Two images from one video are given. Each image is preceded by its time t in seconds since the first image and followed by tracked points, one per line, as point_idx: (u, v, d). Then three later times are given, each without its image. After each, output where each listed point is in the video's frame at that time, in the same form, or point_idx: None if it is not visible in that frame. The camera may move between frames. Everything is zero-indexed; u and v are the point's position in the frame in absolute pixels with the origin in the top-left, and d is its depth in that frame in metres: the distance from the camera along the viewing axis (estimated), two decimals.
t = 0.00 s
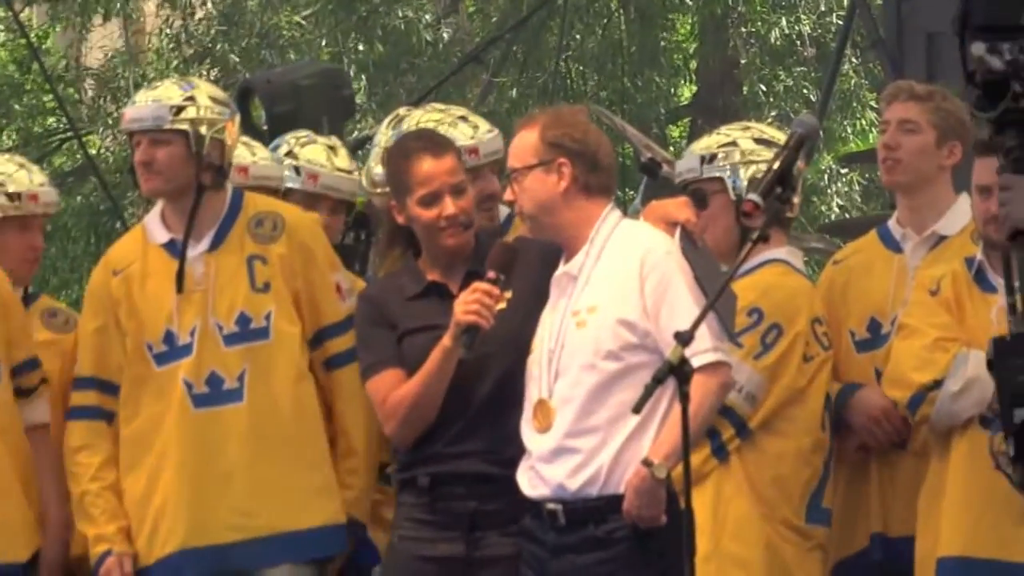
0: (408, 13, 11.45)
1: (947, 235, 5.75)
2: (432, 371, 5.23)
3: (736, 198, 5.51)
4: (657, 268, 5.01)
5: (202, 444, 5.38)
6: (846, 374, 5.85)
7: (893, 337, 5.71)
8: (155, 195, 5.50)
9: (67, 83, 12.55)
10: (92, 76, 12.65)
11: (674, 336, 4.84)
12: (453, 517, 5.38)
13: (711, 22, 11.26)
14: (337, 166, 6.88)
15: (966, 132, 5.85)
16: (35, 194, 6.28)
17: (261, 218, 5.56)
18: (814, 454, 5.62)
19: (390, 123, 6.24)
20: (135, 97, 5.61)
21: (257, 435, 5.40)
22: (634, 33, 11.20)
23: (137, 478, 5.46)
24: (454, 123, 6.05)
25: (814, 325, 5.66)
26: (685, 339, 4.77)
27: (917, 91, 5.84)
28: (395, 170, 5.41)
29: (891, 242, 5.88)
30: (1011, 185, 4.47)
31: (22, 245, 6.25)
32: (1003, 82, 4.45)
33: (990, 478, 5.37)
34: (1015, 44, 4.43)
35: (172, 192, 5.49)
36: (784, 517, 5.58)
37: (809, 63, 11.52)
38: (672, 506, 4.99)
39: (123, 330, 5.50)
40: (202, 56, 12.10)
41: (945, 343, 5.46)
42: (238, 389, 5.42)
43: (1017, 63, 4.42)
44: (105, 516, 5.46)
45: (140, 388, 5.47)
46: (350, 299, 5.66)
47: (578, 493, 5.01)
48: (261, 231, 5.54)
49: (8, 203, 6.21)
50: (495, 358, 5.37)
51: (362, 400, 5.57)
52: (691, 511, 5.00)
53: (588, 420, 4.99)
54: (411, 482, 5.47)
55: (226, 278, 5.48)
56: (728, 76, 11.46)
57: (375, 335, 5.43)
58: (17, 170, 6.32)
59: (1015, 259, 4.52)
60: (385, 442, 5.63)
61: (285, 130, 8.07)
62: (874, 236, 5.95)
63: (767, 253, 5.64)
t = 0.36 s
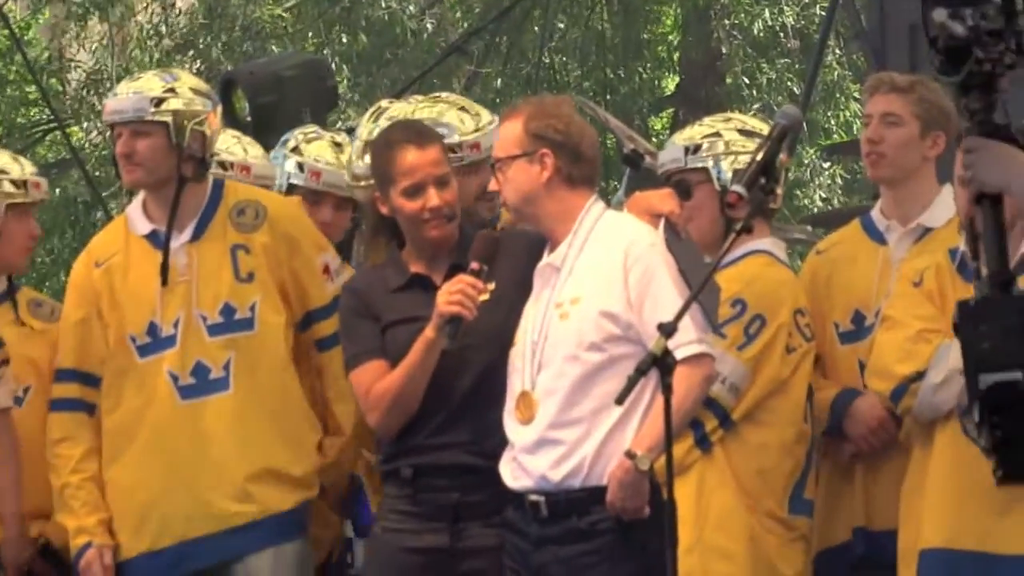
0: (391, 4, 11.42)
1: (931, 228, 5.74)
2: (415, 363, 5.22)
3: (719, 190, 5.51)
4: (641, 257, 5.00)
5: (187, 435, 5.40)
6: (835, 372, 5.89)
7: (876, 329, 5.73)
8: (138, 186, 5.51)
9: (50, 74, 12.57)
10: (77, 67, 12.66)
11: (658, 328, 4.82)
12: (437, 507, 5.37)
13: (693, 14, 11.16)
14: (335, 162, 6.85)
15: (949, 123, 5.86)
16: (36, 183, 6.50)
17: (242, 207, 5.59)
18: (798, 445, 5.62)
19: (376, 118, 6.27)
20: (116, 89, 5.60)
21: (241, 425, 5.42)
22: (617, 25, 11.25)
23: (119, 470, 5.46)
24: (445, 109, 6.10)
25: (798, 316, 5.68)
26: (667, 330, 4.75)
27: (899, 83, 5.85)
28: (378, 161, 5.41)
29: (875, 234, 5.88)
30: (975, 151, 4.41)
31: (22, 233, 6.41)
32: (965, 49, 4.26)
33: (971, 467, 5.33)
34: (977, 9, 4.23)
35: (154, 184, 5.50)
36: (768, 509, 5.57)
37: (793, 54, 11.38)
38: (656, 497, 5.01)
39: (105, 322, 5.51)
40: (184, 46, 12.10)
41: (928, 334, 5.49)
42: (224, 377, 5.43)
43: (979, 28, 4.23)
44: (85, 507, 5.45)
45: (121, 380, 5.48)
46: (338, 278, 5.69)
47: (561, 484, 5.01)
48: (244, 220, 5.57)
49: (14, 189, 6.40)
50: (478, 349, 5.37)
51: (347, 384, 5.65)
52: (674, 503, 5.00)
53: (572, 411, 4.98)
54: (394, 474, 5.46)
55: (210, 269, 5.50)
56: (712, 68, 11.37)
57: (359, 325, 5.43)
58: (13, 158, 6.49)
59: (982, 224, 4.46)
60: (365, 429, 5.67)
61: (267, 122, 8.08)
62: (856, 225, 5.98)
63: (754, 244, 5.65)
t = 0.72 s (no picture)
0: None
1: (929, 222, 5.79)
2: (412, 358, 5.23)
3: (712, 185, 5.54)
4: (636, 250, 5.02)
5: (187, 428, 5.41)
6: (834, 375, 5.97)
7: (871, 323, 5.81)
8: (132, 180, 5.51)
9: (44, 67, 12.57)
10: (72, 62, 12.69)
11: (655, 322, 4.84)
12: (434, 502, 5.38)
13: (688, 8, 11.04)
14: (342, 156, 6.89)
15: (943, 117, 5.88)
16: (30, 177, 6.69)
17: (238, 200, 5.59)
18: (796, 438, 5.65)
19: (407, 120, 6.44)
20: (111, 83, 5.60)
21: (239, 417, 5.43)
22: (613, 20, 11.14)
23: (119, 463, 5.47)
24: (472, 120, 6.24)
25: (795, 309, 5.74)
26: (664, 325, 4.76)
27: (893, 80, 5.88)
28: (376, 156, 5.42)
29: (871, 227, 5.96)
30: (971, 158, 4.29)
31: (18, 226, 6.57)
32: (958, 58, 4.12)
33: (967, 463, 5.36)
34: (969, 19, 4.08)
35: (144, 179, 5.50)
36: (768, 501, 5.60)
37: (789, 50, 11.72)
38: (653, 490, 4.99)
39: (102, 315, 5.52)
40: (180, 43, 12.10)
41: (922, 328, 5.50)
42: (222, 370, 5.44)
43: (971, 39, 4.08)
44: (84, 498, 5.45)
45: (118, 373, 5.48)
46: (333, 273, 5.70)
47: (558, 478, 5.03)
48: (239, 214, 5.57)
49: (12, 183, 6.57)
50: (474, 342, 5.38)
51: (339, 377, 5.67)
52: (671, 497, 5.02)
53: (569, 404, 4.99)
54: (391, 468, 5.47)
55: (205, 262, 5.51)
56: (708, 64, 11.37)
57: (355, 320, 5.46)
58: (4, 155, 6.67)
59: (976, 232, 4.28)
60: (361, 420, 5.70)
61: (265, 118, 8.10)
62: (853, 219, 6.06)
63: (752, 237, 5.67)
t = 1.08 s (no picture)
0: None
1: (936, 219, 5.80)
2: (416, 355, 5.24)
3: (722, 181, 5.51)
4: (642, 248, 5.02)
5: (194, 423, 5.43)
6: (842, 376, 5.98)
7: (879, 320, 5.83)
8: (136, 178, 5.52)
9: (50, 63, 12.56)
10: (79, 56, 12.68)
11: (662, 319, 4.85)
12: (439, 501, 5.40)
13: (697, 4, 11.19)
14: (343, 157, 6.86)
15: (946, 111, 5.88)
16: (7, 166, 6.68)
17: (241, 195, 5.59)
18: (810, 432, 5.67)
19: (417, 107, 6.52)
20: (115, 82, 5.61)
21: (244, 412, 5.43)
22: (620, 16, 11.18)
23: (126, 460, 5.48)
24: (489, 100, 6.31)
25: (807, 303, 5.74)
26: (671, 322, 4.78)
27: (895, 77, 5.88)
28: (381, 151, 5.44)
29: (878, 224, 5.97)
30: (996, 185, 3.80)
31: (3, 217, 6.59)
32: (979, 88, 3.81)
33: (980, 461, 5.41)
34: (992, 49, 3.79)
35: (148, 176, 5.51)
36: (783, 496, 5.63)
37: (796, 47, 11.32)
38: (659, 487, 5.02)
39: (106, 312, 5.53)
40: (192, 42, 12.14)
41: (930, 325, 5.48)
42: (227, 366, 5.45)
43: (993, 70, 3.78)
44: (89, 497, 5.46)
45: (123, 370, 5.49)
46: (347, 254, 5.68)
47: (565, 476, 5.03)
48: (242, 209, 5.57)
49: None
50: (480, 337, 5.38)
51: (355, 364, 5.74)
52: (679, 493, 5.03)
53: (575, 402, 4.99)
54: (396, 466, 5.48)
55: (209, 258, 5.51)
56: (715, 60, 11.47)
57: (361, 316, 5.46)
58: None
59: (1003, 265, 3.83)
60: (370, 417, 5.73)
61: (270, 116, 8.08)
62: (857, 215, 6.07)
63: (762, 233, 5.66)
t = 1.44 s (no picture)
0: None
1: (946, 221, 5.84)
2: (429, 354, 5.23)
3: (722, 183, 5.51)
4: (652, 250, 5.01)
5: (201, 425, 5.42)
6: (853, 387, 5.98)
7: (889, 322, 5.82)
8: (151, 176, 5.51)
9: (62, 62, 12.72)
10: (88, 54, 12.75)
11: (673, 321, 4.85)
12: (449, 501, 5.39)
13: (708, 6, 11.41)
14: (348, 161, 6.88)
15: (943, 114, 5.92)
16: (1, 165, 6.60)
17: (257, 201, 5.60)
18: (818, 434, 5.66)
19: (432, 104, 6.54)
20: (135, 78, 5.59)
21: (252, 415, 5.43)
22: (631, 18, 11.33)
23: (130, 461, 5.48)
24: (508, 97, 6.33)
25: (815, 306, 5.72)
26: (682, 323, 4.77)
27: (883, 84, 5.94)
28: (391, 147, 5.47)
29: (888, 225, 5.99)
30: None
31: None
32: (1011, 122, 4.57)
33: (989, 463, 5.42)
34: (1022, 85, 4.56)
35: (159, 177, 5.50)
36: (792, 498, 5.60)
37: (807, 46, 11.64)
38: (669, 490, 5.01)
39: (113, 310, 5.51)
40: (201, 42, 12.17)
41: (939, 327, 5.47)
42: (235, 370, 5.44)
43: None
44: (93, 494, 5.45)
45: (128, 370, 5.47)
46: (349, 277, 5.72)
47: (575, 477, 5.02)
48: (257, 214, 5.58)
49: None
50: (489, 338, 5.39)
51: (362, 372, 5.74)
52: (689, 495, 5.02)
53: (585, 404, 4.99)
54: (405, 467, 5.47)
55: (221, 261, 5.51)
56: (727, 60, 11.71)
57: (373, 316, 5.46)
58: None
59: None
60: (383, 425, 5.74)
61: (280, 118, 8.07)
62: (868, 217, 6.07)
63: (767, 235, 5.65)
